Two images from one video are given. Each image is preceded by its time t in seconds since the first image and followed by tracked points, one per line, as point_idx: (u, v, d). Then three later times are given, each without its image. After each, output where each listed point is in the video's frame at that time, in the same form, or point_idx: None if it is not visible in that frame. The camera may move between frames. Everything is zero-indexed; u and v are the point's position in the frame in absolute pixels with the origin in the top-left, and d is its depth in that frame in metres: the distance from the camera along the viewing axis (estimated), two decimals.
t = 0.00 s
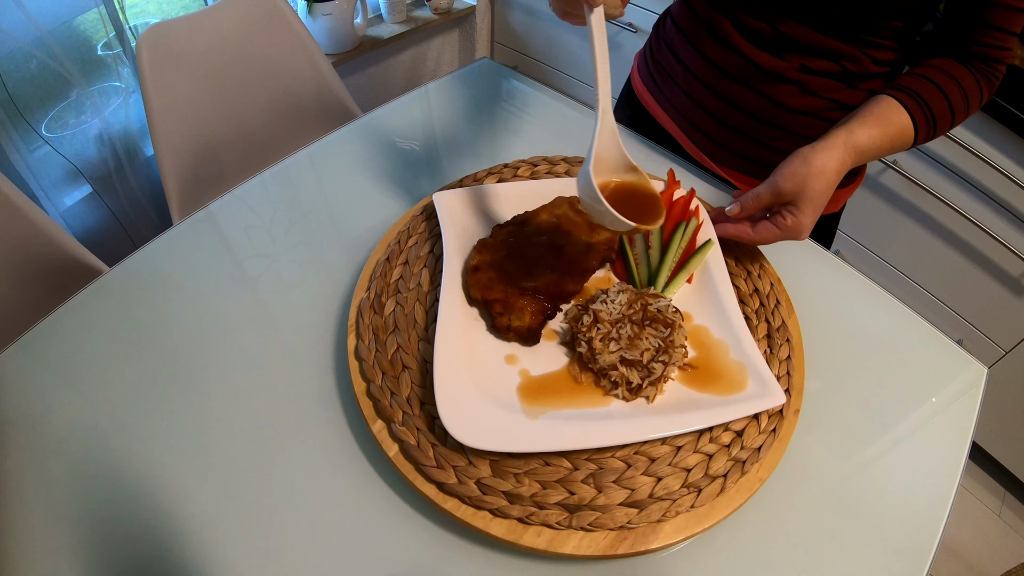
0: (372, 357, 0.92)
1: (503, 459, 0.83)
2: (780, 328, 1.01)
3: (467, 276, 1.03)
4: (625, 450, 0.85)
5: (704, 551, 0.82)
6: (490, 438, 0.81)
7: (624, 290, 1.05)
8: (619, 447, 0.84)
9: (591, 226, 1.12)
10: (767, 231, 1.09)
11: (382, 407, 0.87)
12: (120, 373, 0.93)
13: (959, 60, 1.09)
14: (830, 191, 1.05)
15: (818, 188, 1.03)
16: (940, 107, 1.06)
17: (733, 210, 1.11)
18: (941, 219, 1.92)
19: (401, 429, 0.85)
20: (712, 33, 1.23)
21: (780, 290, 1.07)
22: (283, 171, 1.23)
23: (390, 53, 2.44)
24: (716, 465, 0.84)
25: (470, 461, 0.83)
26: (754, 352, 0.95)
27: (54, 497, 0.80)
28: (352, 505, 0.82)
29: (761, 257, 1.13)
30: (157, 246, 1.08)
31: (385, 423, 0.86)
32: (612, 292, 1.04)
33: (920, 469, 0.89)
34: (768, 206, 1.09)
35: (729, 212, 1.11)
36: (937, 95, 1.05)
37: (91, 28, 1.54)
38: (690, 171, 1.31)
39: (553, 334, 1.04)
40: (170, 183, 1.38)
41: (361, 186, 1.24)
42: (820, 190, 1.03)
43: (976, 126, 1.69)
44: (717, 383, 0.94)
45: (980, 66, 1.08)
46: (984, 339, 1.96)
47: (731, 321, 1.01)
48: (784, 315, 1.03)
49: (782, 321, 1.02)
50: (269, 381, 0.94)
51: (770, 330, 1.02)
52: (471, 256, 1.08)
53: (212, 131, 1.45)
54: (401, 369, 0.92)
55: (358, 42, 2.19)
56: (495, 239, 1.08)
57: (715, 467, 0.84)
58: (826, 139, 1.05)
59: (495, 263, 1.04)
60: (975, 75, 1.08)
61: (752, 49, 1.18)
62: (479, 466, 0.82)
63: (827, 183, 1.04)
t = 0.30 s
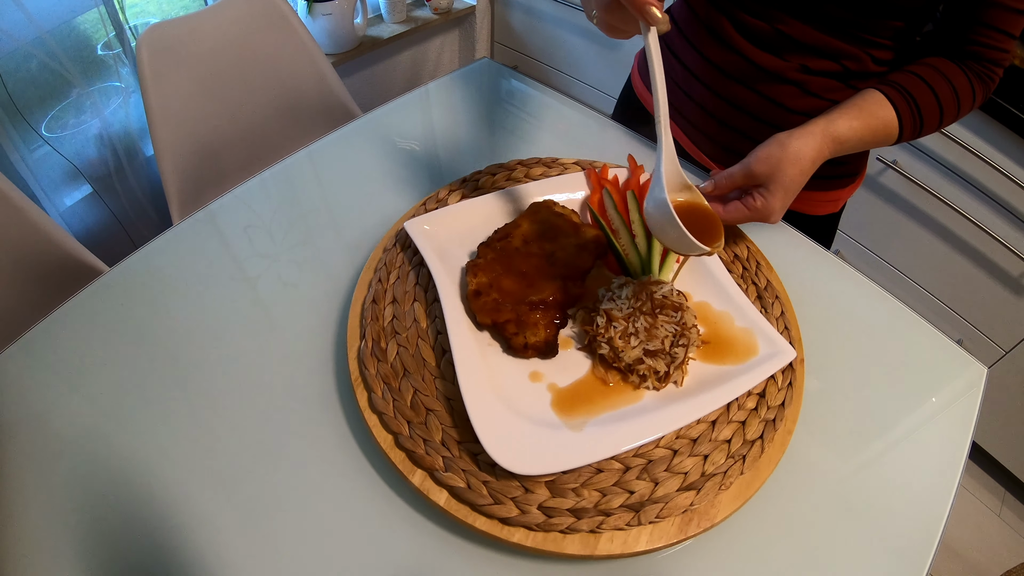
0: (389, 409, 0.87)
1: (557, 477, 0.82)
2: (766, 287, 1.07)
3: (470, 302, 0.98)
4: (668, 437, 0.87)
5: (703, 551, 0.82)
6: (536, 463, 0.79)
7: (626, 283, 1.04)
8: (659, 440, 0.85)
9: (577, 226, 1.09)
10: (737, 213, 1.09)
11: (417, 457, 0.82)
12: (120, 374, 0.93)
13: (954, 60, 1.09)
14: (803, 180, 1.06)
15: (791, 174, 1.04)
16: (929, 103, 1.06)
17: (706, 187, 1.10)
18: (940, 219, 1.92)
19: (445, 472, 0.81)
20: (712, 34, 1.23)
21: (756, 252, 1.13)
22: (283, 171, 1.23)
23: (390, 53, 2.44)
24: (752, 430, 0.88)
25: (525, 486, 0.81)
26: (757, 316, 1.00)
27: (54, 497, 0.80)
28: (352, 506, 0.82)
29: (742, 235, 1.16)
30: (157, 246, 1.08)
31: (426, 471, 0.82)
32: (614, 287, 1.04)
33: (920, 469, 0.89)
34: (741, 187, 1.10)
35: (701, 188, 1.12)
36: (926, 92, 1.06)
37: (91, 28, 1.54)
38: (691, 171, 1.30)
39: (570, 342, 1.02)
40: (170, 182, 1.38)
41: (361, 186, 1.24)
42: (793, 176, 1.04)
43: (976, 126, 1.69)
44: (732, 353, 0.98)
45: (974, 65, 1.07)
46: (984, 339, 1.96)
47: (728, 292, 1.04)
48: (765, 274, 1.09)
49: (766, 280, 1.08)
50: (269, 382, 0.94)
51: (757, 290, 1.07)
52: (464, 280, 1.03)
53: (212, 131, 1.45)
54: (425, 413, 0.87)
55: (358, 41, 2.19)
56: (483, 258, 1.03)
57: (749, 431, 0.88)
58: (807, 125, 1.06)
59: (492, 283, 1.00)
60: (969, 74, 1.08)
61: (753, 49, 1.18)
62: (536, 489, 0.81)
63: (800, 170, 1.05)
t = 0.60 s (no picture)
0: (420, 449, 0.83)
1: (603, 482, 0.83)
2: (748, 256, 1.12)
3: (479, 325, 0.95)
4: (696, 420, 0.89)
5: (703, 551, 0.82)
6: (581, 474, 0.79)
7: (627, 277, 1.04)
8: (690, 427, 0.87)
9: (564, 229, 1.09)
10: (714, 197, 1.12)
11: (463, 493, 0.79)
12: (120, 374, 0.93)
13: (949, 60, 1.10)
14: (782, 172, 1.08)
15: (770, 164, 1.06)
16: (919, 100, 1.07)
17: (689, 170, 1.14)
18: (940, 219, 1.92)
19: (494, 501, 0.79)
20: (713, 35, 1.23)
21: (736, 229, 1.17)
22: (283, 171, 1.23)
23: (390, 53, 2.44)
24: (769, 397, 0.92)
25: (575, 497, 0.81)
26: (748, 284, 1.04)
27: (54, 498, 0.80)
28: (352, 506, 0.82)
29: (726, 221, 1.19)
30: (157, 246, 1.08)
31: (473, 504, 0.80)
32: (615, 284, 1.04)
33: (920, 469, 0.89)
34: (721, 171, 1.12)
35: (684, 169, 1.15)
36: (917, 91, 1.07)
37: (91, 28, 1.54)
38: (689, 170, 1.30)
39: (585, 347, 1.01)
40: (170, 182, 1.38)
41: (360, 185, 1.24)
42: (771, 166, 1.06)
43: (976, 126, 1.69)
44: (736, 328, 1.01)
45: (969, 65, 1.08)
46: (984, 339, 1.96)
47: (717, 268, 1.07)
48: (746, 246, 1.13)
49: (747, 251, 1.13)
50: (269, 382, 0.94)
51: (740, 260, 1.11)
52: (465, 302, 1.00)
53: (211, 131, 1.45)
54: (457, 446, 0.84)
55: (358, 41, 2.19)
56: (479, 277, 1.00)
57: (767, 397, 0.92)
58: (793, 117, 1.08)
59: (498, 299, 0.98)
60: (963, 74, 1.09)
61: (752, 49, 1.18)
62: (587, 498, 0.81)
63: (779, 162, 1.07)
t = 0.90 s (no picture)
0: (441, 471, 0.81)
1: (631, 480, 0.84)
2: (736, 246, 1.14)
3: (489, 337, 0.94)
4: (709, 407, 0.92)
5: (704, 551, 0.82)
6: (610, 473, 0.79)
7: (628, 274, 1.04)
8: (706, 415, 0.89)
9: (558, 232, 1.09)
10: (737, 210, 1.10)
11: (493, 509, 0.79)
12: (121, 374, 0.93)
13: (958, 63, 1.10)
14: (806, 181, 1.07)
15: (794, 174, 1.05)
16: (935, 105, 1.07)
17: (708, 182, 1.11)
18: (940, 219, 1.92)
19: (525, 513, 0.79)
20: (712, 36, 1.23)
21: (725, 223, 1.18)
22: (283, 171, 1.23)
23: (390, 53, 2.44)
24: (775, 375, 0.96)
25: (605, 497, 0.82)
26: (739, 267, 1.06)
27: (55, 497, 0.80)
28: (351, 506, 0.82)
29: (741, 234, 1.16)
30: (157, 246, 1.08)
31: (505, 518, 0.79)
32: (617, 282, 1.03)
33: (921, 470, 0.89)
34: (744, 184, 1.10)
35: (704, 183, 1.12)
36: (931, 96, 1.07)
37: (91, 28, 1.54)
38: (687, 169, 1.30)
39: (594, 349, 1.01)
40: (170, 183, 1.38)
41: (360, 185, 1.24)
42: (796, 176, 1.05)
43: (976, 126, 1.69)
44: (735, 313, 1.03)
45: (980, 69, 1.08)
46: (984, 339, 1.96)
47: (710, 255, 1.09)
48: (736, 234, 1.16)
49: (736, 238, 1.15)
50: (269, 382, 0.94)
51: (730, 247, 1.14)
52: (467, 314, 0.99)
53: (212, 131, 1.45)
54: (480, 461, 0.84)
55: (358, 41, 2.19)
56: (479, 288, 0.99)
57: (773, 375, 0.96)
58: (814, 127, 1.07)
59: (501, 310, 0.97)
60: (975, 78, 1.09)
61: (751, 50, 1.18)
62: (616, 497, 0.82)
63: (804, 171, 1.05)
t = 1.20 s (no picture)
0: (447, 475, 0.81)
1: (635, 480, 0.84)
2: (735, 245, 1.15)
3: (490, 340, 0.93)
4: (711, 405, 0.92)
5: (702, 550, 0.82)
6: (612, 474, 0.79)
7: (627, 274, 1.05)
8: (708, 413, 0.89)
9: (557, 233, 1.09)
10: (774, 243, 1.09)
11: (499, 511, 0.79)
12: (120, 374, 0.93)
13: (966, 66, 1.10)
14: (840, 203, 1.06)
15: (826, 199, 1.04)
16: (950, 113, 1.07)
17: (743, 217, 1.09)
18: (940, 219, 1.92)
19: (531, 514, 0.79)
20: (713, 35, 1.22)
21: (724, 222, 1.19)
22: (283, 171, 1.23)
23: (390, 54, 2.44)
24: (776, 372, 0.96)
25: (610, 498, 0.82)
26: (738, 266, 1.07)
27: (54, 497, 0.80)
28: (351, 506, 0.82)
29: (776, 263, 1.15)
30: (156, 246, 1.08)
31: (511, 520, 0.79)
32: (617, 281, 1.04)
33: (921, 470, 0.89)
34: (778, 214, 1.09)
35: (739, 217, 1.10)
36: (947, 104, 1.07)
37: (92, 28, 1.54)
38: (688, 169, 1.30)
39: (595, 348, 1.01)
40: (170, 183, 1.38)
41: (360, 186, 1.24)
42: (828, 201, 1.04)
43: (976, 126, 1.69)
44: (734, 309, 1.03)
45: (988, 72, 1.08)
46: (984, 339, 1.96)
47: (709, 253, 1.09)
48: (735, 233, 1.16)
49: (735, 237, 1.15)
50: (268, 382, 0.94)
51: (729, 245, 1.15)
52: (467, 316, 0.99)
53: (212, 131, 1.45)
54: (484, 464, 0.84)
55: (358, 41, 2.19)
56: (479, 290, 0.98)
57: (773, 372, 0.96)
58: (841, 151, 1.07)
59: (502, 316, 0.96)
60: (984, 81, 1.09)
61: (751, 50, 1.18)
62: (621, 497, 0.82)
63: (836, 195, 1.05)
